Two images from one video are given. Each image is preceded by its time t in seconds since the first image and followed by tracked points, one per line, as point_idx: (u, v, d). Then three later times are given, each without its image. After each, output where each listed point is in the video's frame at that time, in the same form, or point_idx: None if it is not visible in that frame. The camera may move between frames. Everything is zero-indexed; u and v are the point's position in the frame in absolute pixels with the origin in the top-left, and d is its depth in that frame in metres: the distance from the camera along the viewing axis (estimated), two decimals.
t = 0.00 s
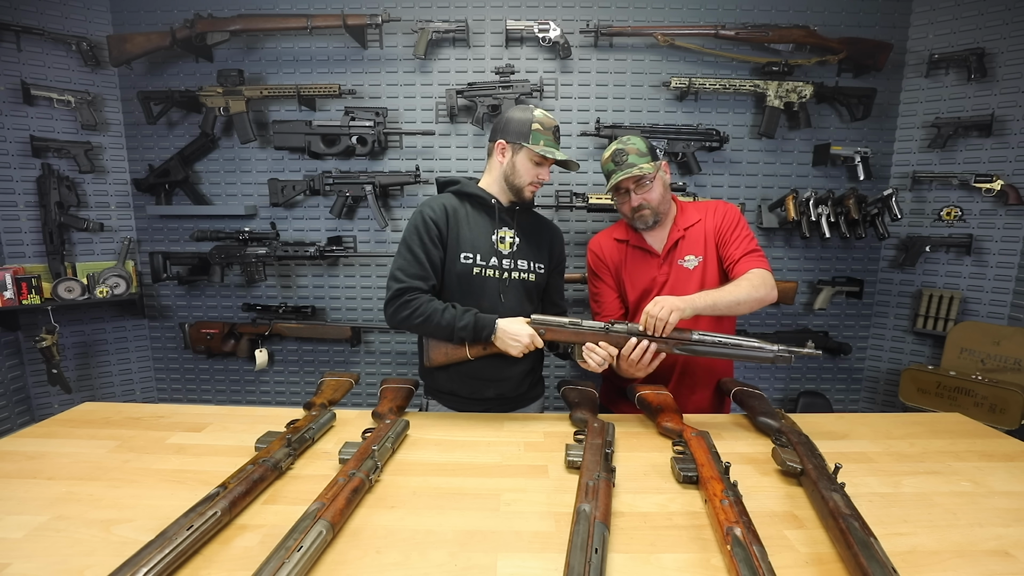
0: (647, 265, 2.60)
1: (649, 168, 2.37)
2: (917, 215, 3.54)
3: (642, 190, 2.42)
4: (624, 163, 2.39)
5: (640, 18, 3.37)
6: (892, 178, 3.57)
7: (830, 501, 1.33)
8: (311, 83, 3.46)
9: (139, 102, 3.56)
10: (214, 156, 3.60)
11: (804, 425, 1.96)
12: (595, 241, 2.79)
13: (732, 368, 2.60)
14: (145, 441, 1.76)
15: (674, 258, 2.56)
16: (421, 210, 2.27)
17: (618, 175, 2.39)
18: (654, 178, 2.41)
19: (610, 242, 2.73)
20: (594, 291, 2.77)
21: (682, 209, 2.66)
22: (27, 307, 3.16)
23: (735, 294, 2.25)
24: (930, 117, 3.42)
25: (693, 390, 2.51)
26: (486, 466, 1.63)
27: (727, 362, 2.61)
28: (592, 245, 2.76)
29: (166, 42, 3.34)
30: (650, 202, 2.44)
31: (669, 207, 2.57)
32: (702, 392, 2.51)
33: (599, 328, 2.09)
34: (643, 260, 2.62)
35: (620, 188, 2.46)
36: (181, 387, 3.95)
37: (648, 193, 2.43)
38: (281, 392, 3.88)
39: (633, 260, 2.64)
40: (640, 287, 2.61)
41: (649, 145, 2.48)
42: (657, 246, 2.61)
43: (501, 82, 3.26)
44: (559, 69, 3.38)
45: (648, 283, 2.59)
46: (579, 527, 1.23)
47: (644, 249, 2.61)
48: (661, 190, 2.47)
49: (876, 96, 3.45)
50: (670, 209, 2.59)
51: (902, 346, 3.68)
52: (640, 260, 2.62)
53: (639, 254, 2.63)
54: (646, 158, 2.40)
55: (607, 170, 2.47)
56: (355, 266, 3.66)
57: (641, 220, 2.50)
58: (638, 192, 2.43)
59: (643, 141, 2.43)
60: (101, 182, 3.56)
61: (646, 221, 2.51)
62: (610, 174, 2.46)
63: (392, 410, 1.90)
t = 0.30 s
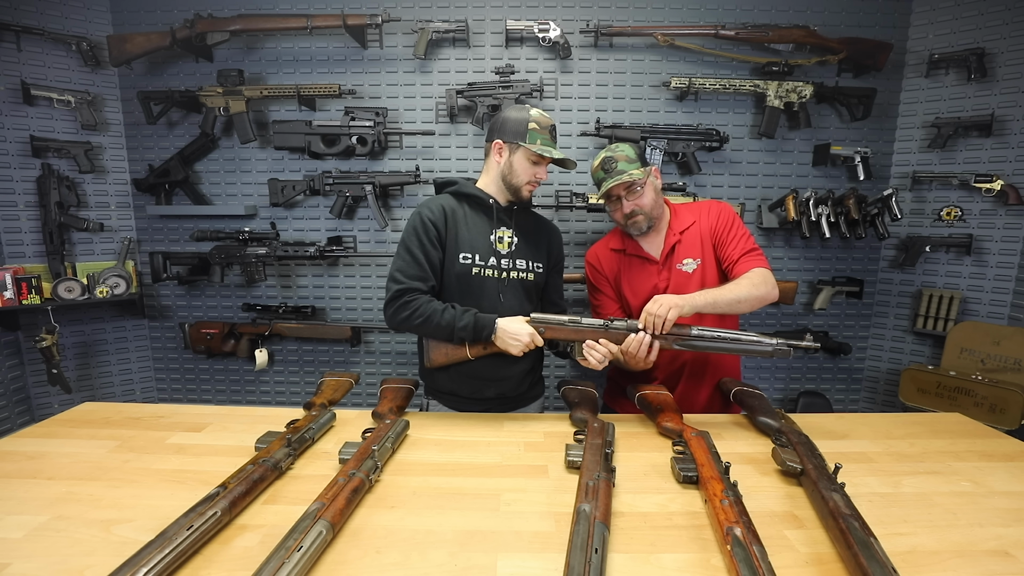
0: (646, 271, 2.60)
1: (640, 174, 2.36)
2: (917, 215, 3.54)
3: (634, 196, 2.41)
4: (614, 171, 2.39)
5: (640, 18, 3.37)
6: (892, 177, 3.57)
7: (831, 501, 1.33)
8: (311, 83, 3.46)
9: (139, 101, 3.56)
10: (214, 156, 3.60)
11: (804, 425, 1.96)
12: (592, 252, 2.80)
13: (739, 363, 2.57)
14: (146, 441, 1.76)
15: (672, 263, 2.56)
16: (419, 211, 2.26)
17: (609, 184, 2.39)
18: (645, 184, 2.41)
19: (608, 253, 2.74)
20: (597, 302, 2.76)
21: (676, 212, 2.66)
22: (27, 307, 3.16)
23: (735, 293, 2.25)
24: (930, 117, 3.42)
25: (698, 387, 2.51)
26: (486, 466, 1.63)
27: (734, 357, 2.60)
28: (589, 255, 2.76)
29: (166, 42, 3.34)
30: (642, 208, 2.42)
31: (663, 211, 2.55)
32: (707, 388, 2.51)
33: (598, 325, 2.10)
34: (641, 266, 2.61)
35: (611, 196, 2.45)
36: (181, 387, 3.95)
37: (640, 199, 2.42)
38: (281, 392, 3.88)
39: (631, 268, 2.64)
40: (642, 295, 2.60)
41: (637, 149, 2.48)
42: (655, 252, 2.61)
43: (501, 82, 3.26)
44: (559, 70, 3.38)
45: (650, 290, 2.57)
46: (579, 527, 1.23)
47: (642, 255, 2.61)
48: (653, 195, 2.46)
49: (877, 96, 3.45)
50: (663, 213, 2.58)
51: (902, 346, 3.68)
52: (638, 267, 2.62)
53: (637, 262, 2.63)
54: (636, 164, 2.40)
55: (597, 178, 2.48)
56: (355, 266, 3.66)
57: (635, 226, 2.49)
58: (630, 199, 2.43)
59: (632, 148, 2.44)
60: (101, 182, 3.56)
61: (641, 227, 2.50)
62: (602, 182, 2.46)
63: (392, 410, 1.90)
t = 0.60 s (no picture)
0: (648, 278, 2.59)
1: (634, 183, 2.37)
2: (917, 215, 3.54)
3: (629, 206, 2.41)
4: (608, 182, 2.40)
5: (640, 18, 3.37)
6: (892, 177, 3.57)
7: (830, 501, 1.33)
8: (311, 83, 3.46)
9: (139, 101, 3.56)
10: (214, 156, 3.60)
11: (804, 425, 1.96)
12: (594, 264, 2.78)
13: (742, 363, 2.56)
14: (145, 441, 1.76)
15: (674, 269, 2.55)
16: (420, 211, 2.26)
17: (604, 196, 2.40)
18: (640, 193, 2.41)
19: (610, 263, 2.73)
20: (602, 314, 2.73)
21: (674, 217, 2.67)
22: (27, 307, 3.16)
23: (738, 294, 2.26)
24: (930, 117, 3.42)
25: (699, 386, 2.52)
26: (486, 465, 1.63)
27: (738, 356, 2.59)
28: (591, 265, 2.75)
29: (166, 42, 3.34)
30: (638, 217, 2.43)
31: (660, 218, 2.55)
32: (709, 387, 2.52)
33: (600, 324, 2.09)
34: (644, 274, 2.61)
35: (607, 207, 2.46)
36: (181, 387, 3.95)
37: (636, 208, 2.42)
38: (281, 392, 3.88)
39: (634, 276, 2.64)
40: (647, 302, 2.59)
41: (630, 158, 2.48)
42: (657, 259, 2.61)
43: (501, 82, 3.26)
44: (559, 70, 3.38)
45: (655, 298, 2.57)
46: (579, 527, 1.23)
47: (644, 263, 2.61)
48: (649, 204, 2.46)
49: (877, 96, 3.45)
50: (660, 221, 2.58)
51: (902, 346, 3.68)
52: (641, 275, 2.62)
53: (639, 270, 2.63)
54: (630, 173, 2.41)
55: (592, 189, 2.48)
56: (355, 266, 3.66)
57: (633, 235, 2.51)
58: (626, 209, 2.43)
59: (625, 157, 2.43)
60: (101, 182, 3.56)
61: (638, 236, 2.51)
62: (597, 193, 2.47)
63: (392, 410, 1.90)
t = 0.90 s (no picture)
0: (649, 275, 2.59)
1: (642, 180, 2.35)
2: (917, 215, 3.54)
3: (637, 202, 2.40)
4: (619, 176, 2.37)
5: (640, 18, 3.37)
6: (892, 178, 3.57)
7: (830, 501, 1.33)
8: (311, 83, 3.46)
9: (139, 101, 3.56)
10: (214, 156, 3.60)
11: (804, 425, 1.96)
12: (596, 258, 2.78)
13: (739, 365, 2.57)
14: (146, 441, 1.76)
15: (676, 267, 2.55)
16: (421, 211, 2.26)
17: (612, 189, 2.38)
18: (649, 189, 2.40)
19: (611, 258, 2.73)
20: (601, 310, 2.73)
21: (679, 216, 2.66)
22: (27, 307, 3.16)
23: (739, 293, 2.25)
24: (930, 117, 3.42)
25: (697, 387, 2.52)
26: (486, 466, 1.63)
27: (736, 358, 2.60)
28: (592, 261, 2.74)
29: (166, 42, 3.34)
30: (645, 213, 2.42)
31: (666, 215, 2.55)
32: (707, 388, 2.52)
33: (601, 326, 2.09)
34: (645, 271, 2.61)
35: (615, 202, 2.44)
36: (181, 387, 3.95)
37: (644, 204, 2.41)
38: (281, 392, 3.88)
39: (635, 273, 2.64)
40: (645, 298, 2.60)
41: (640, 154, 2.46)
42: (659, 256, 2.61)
43: (501, 82, 3.26)
44: (559, 70, 3.38)
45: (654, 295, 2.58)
46: (579, 527, 1.23)
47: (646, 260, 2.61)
48: (657, 200, 2.45)
49: (877, 96, 3.45)
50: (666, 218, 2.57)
51: (902, 345, 3.68)
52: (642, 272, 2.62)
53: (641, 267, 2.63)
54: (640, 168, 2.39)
55: (599, 184, 2.47)
56: (355, 266, 3.66)
57: (639, 232, 2.50)
58: (633, 205, 2.42)
59: (633, 152, 2.41)
60: (101, 182, 3.56)
61: (644, 233, 2.50)
62: (603, 188, 2.46)
63: (392, 410, 1.90)
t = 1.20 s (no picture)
0: (654, 260, 2.58)
1: (667, 165, 2.35)
2: (917, 215, 3.54)
3: (659, 185, 2.40)
4: (643, 157, 2.37)
5: (640, 18, 3.37)
6: (892, 177, 3.57)
7: (831, 501, 1.33)
8: (311, 83, 3.46)
9: (139, 102, 3.56)
10: (214, 156, 3.60)
11: (804, 425, 1.96)
12: (604, 233, 2.76)
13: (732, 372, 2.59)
14: (146, 441, 1.76)
15: (682, 257, 2.55)
16: (422, 211, 2.26)
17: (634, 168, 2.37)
18: (672, 175, 2.40)
19: (618, 234, 2.70)
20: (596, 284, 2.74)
21: (696, 211, 2.63)
22: (27, 307, 3.16)
23: (750, 305, 2.29)
24: (930, 117, 3.42)
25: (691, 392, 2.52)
26: (486, 466, 1.63)
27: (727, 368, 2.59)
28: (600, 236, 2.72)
29: (166, 42, 3.34)
30: (665, 198, 2.42)
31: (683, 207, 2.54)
32: (703, 391, 2.51)
33: (601, 332, 2.08)
34: (651, 255, 2.59)
35: (635, 182, 2.44)
36: (181, 387, 3.95)
37: (664, 189, 2.41)
38: (281, 392, 3.89)
39: (637, 254, 2.62)
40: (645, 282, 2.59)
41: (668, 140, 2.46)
42: (665, 243, 2.59)
43: (501, 82, 3.26)
44: (559, 70, 3.38)
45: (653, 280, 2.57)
46: (579, 527, 1.23)
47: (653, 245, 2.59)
48: (678, 187, 2.45)
49: (877, 96, 3.45)
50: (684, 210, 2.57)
51: (902, 345, 3.68)
52: (646, 255, 2.60)
53: (646, 249, 2.61)
54: (666, 153, 2.38)
55: (624, 163, 2.45)
56: (355, 266, 3.66)
57: (655, 217, 2.49)
58: (654, 188, 2.42)
59: (662, 136, 2.40)
60: (101, 182, 3.57)
61: (659, 218, 2.49)
62: (627, 167, 2.45)
63: (392, 410, 1.90)
